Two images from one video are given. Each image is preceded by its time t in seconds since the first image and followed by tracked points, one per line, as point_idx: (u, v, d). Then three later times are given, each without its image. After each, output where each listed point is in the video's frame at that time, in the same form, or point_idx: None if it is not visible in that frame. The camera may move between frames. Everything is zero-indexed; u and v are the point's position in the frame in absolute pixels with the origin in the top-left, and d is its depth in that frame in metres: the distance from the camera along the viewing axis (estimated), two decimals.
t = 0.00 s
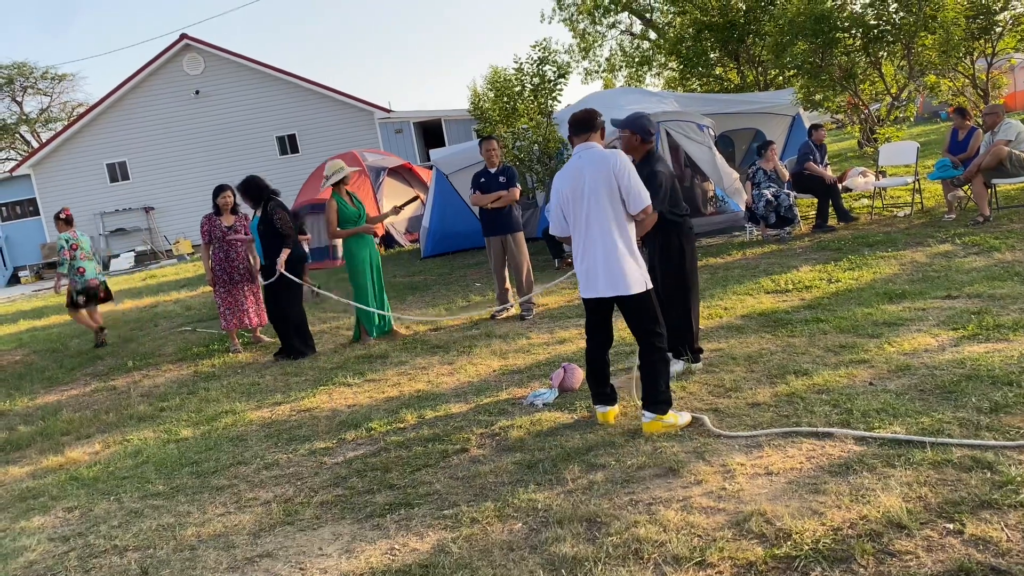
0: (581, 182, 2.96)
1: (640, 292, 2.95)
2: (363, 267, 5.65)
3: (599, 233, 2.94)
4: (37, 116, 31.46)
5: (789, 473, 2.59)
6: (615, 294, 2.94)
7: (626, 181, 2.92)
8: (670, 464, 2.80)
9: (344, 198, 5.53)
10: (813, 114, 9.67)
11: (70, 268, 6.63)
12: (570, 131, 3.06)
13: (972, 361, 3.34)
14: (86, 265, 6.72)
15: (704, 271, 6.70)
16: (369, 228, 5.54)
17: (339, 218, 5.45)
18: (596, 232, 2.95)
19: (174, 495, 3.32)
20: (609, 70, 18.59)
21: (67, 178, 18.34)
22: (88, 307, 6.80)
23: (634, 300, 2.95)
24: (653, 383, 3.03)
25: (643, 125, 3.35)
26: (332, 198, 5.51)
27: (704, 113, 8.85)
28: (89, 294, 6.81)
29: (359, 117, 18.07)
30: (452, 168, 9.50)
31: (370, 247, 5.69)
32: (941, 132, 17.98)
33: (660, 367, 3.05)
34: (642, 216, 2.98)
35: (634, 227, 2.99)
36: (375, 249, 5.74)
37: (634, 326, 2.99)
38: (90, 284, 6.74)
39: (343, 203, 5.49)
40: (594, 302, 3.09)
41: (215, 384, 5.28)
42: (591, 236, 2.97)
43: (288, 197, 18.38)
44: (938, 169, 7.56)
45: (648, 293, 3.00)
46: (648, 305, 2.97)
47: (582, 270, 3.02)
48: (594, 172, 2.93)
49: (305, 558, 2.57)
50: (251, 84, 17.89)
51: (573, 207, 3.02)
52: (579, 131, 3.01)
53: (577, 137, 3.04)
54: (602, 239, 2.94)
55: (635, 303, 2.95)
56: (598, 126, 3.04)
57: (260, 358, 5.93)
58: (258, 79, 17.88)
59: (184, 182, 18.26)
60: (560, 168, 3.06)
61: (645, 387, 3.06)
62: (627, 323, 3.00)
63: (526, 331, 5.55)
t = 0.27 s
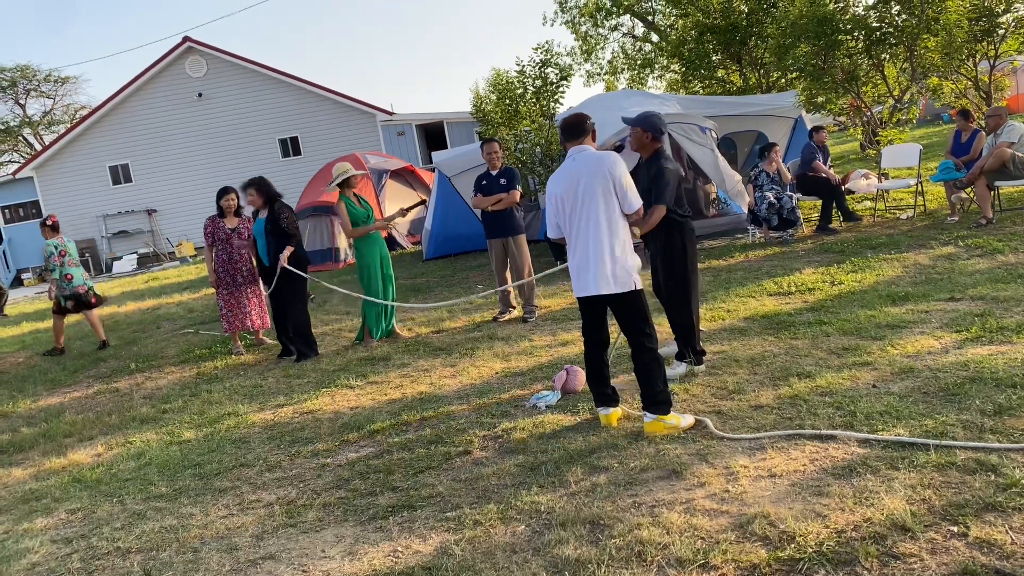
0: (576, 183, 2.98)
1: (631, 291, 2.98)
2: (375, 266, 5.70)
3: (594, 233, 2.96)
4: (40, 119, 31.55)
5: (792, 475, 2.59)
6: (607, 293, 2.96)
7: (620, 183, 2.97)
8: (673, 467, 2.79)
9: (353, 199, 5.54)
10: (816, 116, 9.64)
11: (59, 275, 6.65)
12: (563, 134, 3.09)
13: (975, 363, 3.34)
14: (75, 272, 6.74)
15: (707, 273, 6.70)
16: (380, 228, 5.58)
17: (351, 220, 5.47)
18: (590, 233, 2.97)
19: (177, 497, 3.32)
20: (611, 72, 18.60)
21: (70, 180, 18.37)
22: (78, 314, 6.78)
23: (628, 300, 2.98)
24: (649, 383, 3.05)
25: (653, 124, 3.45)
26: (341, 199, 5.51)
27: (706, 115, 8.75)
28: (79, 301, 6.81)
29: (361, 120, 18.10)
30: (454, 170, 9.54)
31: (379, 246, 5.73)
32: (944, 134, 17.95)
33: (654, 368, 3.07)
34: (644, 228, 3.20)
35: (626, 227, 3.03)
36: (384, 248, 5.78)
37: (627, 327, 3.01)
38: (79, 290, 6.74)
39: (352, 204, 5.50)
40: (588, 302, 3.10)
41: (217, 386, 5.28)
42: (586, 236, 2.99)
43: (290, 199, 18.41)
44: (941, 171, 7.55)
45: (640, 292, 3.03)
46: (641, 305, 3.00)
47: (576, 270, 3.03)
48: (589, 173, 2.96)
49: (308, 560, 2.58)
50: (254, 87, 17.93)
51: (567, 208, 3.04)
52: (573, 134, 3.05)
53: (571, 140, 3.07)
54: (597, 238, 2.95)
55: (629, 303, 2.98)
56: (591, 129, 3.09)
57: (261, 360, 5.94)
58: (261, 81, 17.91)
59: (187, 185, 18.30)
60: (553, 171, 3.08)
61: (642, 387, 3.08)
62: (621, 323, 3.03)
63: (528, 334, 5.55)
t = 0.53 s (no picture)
0: (575, 185, 2.98)
1: (631, 292, 2.98)
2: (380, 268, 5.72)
3: (594, 234, 2.96)
4: (43, 122, 31.65)
5: (795, 478, 2.59)
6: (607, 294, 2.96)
7: (619, 184, 2.98)
8: (676, 469, 2.79)
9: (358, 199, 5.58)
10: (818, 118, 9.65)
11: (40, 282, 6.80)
12: (561, 137, 3.08)
13: (978, 366, 3.33)
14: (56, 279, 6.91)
15: (709, 275, 6.69)
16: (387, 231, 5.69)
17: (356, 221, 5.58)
18: (590, 234, 2.97)
19: (179, 499, 3.32)
20: (613, 74, 18.62)
21: (73, 183, 18.41)
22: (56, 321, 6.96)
23: (627, 302, 2.98)
24: (648, 385, 3.06)
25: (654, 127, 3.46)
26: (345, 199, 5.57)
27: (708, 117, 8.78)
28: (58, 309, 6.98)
29: (363, 122, 18.13)
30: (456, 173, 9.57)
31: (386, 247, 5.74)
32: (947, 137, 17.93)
33: (653, 370, 3.08)
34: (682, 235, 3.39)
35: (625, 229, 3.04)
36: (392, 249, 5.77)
37: (625, 329, 3.02)
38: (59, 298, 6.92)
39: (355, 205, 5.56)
40: (586, 304, 3.10)
41: (219, 388, 5.29)
42: (585, 237, 2.99)
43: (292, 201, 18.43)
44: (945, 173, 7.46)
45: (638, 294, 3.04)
46: (639, 307, 3.01)
47: (575, 272, 3.02)
48: (588, 175, 2.97)
49: (310, 562, 2.58)
50: (256, 89, 17.96)
51: (566, 210, 3.03)
52: (571, 137, 3.05)
53: (568, 143, 3.08)
54: (597, 239, 2.96)
55: (627, 304, 2.98)
56: (588, 133, 3.10)
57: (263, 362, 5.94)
58: (263, 84, 17.95)
59: (189, 187, 18.33)
60: (551, 173, 3.08)
61: (642, 389, 3.09)
62: (618, 324, 3.03)
63: (530, 336, 5.55)
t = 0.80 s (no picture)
0: (575, 188, 2.98)
1: (631, 294, 2.98)
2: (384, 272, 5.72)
3: (595, 237, 2.96)
4: (46, 124, 31.80)
5: (798, 480, 2.58)
6: (608, 297, 2.96)
7: (619, 188, 2.99)
8: (678, 471, 2.79)
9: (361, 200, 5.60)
10: (820, 120, 9.63)
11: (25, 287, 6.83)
12: (560, 140, 3.08)
13: (982, 368, 3.33)
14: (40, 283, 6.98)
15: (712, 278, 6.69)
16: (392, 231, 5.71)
17: (359, 222, 5.59)
18: (590, 237, 2.97)
19: (182, 501, 3.32)
20: (615, 77, 18.62)
21: (76, 185, 18.46)
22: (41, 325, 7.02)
23: (627, 305, 2.99)
24: (650, 386, 3.06)
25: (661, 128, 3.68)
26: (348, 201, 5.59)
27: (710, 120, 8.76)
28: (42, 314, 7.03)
29: (366, 124, 18.15)
30: (459, 175, 9.57)
31: (389, 250, 5.73)
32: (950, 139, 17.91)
33: (654, 372, 3.07)
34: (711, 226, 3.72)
35: (625, 232, 3.04)
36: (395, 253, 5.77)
37: (625, 331, 3.02)
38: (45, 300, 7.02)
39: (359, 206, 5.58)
40: (586, 307, 3.09)
41: (222, 390, 5.29)
42: (585, 239, 2.99)
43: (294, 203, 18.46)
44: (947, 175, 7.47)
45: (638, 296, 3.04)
46: (639, 308, 3.01)
47: (575, 275, 3.02)
48: (589, 178, 2.97)
49: (313, 564, 2.58)
50: (259, 92, 18.01)
51: (566, 213, 3.04)
52: (571, 140, 3.05)
53: (568, 147, 3.08)
54: (597, 242, 2.96)
55: (626, 306, 2.98)
56: (587, 136, 3.11)
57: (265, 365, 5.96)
58: (265, 86, 17.99)
59: (192, 189, 18.37)
60: (550, 176, 3.08)
61: (643, 391, 3.09)
62: (618, 326, 3.03)
63: (533, 338, 5.55)
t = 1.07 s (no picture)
0: (578, 191, 2.99)
1: (635, 297, 2.99)
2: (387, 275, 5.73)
3: (598, 240, 2.97)
4: (50, 126, 31.93)
5: (801, 483, 2.58)
6: (610, 300, 2.97)
7: (621, 191, 2.99)
8: (681, 474, 2.79)
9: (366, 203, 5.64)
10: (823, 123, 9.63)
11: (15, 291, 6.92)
12: (562, 143, 3.08)
13: (985, 370, 3.32)
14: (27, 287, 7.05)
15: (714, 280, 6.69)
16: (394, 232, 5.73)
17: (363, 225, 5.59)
18: (593, 240, 2.98)
19: (185, 503, 3.33)
20: (618, 79, 18.64)
21: (79, 187, 18.51)
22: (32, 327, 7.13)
23: (630, 307, 2.99)
24: (652, 389, 3.07)
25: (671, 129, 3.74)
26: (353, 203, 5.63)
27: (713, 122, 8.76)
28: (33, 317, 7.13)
29: (368, 127, 18.18)
30: (462, 177, 9.59)
31: (393, 253, 5.76)
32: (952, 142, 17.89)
33: (656, 375, 3.07)
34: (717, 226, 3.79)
35: (627, 235, 3.05)
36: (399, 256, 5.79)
37: (628, 333, 3.02)
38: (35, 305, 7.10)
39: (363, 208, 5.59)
40: (589, 310, 3.10)
41: (225, 392, 5.30)
42: (588, 242, 2.99)
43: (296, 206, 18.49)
44: (950, 177, 7.47)
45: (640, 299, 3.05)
46: (642, 311, 3.02)
47: (578, 278, 3.03)
48: (592, 181, 2.97)
49: (316, 566, 2.58)
50: (261, 94, 18.05)
51: (568, 216, 3.04)
52: (573, 142, 3.05)
53: (570, 150, 3.08)
54: (600, 245, 2.97)
55: (629, 309, 2.99)
56: (589, 139, 3.10)
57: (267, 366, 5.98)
58: (268, 89, 18.04)
59: (194, 192, 18.42)
60: (552, 179, 3.08)
61: (645, 393, 3.09)
62: (621, 329, 3.04)
63: (535, 340, 5.55)
